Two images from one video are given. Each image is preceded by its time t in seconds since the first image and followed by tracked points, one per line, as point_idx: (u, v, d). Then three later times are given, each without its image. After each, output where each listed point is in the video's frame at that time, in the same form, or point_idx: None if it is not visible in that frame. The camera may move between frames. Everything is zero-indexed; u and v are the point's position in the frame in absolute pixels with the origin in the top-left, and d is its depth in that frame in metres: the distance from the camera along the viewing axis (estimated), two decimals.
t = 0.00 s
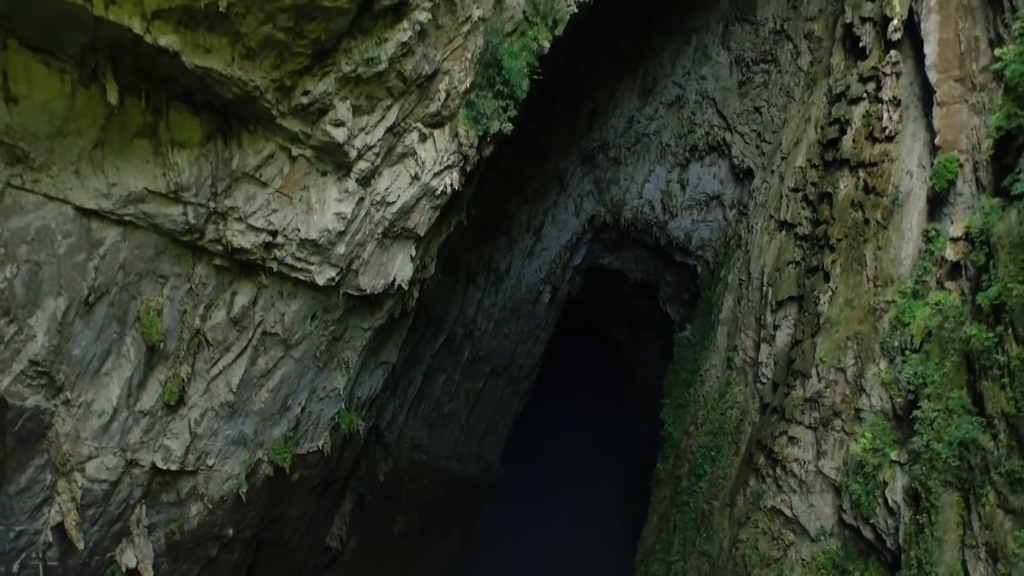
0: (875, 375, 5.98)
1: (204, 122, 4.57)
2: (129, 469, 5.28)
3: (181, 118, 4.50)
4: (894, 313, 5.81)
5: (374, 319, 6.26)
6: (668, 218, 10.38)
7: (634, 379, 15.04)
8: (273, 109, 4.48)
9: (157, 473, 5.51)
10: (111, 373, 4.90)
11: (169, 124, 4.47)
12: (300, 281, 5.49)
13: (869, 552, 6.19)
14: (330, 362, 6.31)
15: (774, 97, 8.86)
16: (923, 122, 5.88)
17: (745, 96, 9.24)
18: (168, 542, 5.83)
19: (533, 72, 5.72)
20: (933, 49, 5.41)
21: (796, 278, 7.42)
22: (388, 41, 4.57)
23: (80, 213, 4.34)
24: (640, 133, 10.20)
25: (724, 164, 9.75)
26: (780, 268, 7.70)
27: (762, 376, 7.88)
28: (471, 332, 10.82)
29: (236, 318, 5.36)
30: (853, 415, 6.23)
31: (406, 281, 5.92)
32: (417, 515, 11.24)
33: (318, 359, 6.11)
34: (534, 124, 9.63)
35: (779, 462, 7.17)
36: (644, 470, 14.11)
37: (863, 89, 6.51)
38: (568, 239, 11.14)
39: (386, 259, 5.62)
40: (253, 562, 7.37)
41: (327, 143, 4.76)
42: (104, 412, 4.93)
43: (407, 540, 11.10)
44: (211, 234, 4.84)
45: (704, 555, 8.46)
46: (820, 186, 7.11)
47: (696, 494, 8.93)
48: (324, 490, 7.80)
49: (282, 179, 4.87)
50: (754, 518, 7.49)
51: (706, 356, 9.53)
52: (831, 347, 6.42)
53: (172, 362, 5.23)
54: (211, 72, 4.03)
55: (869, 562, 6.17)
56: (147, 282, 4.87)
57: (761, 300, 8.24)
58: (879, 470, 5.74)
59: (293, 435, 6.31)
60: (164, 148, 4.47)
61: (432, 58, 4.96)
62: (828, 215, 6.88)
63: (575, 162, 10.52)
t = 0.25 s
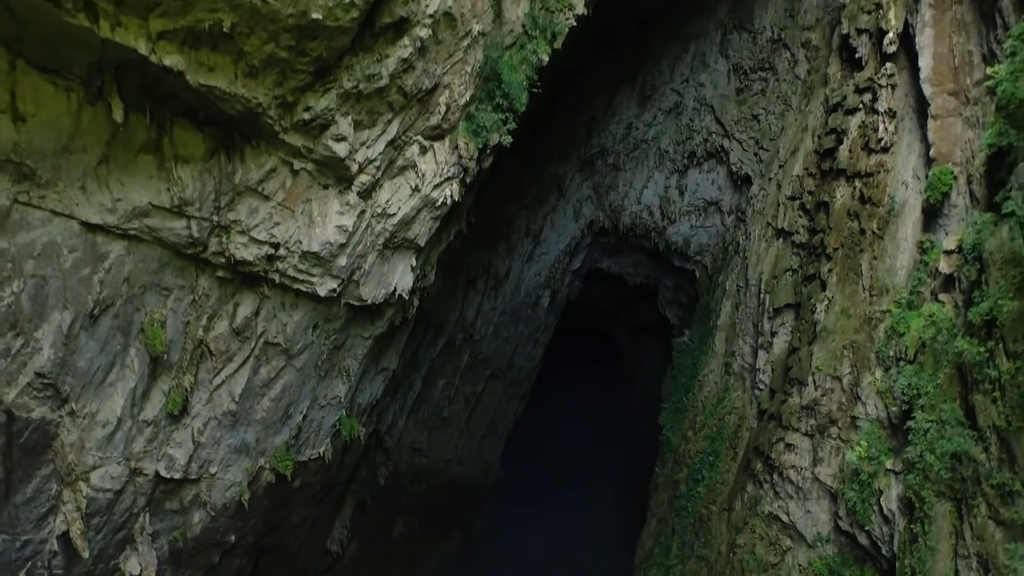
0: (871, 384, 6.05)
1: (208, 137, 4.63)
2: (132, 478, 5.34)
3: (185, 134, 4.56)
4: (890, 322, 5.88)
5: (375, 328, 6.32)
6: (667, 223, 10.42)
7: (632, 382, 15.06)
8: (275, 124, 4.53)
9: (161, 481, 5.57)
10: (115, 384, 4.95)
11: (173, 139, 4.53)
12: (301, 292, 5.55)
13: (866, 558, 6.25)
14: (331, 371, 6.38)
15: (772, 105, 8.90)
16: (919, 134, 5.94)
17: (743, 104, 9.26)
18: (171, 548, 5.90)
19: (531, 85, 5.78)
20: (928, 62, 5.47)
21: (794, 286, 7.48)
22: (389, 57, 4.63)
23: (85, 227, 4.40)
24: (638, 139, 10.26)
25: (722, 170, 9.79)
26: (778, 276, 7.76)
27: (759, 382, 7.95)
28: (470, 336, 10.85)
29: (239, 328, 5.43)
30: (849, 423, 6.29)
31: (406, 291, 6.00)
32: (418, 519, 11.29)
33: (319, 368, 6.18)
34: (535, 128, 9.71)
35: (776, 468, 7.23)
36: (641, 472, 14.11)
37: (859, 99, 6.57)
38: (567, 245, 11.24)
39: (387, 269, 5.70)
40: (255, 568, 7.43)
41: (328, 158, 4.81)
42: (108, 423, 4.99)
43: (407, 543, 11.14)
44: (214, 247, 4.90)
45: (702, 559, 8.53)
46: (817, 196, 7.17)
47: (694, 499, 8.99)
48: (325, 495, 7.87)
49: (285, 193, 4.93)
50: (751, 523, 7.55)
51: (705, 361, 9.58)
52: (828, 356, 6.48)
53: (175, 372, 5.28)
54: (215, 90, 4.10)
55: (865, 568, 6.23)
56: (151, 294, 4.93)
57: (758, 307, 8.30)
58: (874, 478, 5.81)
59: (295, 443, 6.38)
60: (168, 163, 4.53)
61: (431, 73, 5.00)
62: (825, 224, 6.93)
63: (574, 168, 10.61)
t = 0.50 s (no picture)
0: (866, 394, 6.13)
1: (211, 153, 4.70)
2: (137, 487, 5.40)
3: (189, 151, 4.63)
4: (885, 332, 5.95)
5: (376, 338, 6.40)
6: (665, 229, 10.52)
7: (631, 385, 15.09)
8: (277, 141, 4.58)
9: (165, 490, 5.63)
10: (120, 396, 5.03)
11: (178, 157, 4.60)
12: (304, 304, 5.64)
13: (860, 565, 6.32)
14: (332, 380, 6.45)
15: (769, 113, 9.01)
16: (914, 147, 6.02)
17: (741, 112, 9.37)
18: (175, 556, 5.96)
19: (531, 98, 5.85)
20: (922, 77, 5.51)
21: (790, 294, 7.55)
22: (390, 75, 4.71)
23: (92, 244, 4.48)
24: (636, 146, 10.29)
25: (720, 177, 9.89)
26: (775, 284, 7.83)
27: (757, 389, 8.02)
28: (470, 341, 10.88)
29: (242, 340, 5.50)
30: (844, 432, 6.37)
31: (406, 301, 6.08)
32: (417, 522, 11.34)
33: (321, 378, 6.26)
34: (535, 139, 9.63)
35: (773, 475, 7.30)
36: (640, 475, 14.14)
37: (855, 111, 6.64)
38: (566, 250, 11.19)
39: (388, 281, 5.77)
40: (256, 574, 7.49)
41: (331, 173, 4.89)
42: (114, 434, 5.06)
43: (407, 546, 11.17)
44: (218, 262, 4.97)
45: (700, 564, 8.60)
46: (814, 206, 7.24)
47: (692, 504, 9.06)
48: (325, 501, 7.93)
49: (287, 208, 4.99)
50: (748, 529, 7.62)
51: (703, 367, 9.66)
52: (824, 365, 6.56)
53: (179, 384, 5.35)
54: (220, 110, 4.17)
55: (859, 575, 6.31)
56: (156, 307, 5.01)
57: (756, 314, 8.38)
58: (869, 487, 5.89)
59: (297, 452, 6.45)
60: (174, 180, 4.61)
61: (432, 89, 5.06)
62: (821, 234, 7.01)
63: (573, 174, 10.54)
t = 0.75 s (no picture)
0: (862, 402, 6.20)
1: (215, 168, 4.77)
2: (141, 495, 5.43)
3: (192, 166, 4.69)
4: (881, 340, 6.00)
5: (377, 346, 6.46)
6: (663, 234, 10.51)
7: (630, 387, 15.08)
8: (280, 156, 4.64)
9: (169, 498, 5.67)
10: (125, 406, 5.09)
11: (181, 171, 4.66)
12: (306, 314, 5.70)
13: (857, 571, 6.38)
14: (334, 388, 6.52)
15: (767, 121, 9.14)
16: (908, 157, 6.10)
17: (739, 119, 9.48)
18: (178, 562, 5.99)
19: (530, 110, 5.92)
20: (917, 90, 5.59)
21: (788, 301, 7.62)
22: (391, 90, 4.77)
23: (97, 258, 4.54)
24: (635, 152, 10.31)
25: (719, 183, 9.98)
26: (772, 291, 7.90)
27: (754, 395, 8.08)
28: (469, 345, 10.90)
29: (245, 350, 5.56)
30: (841, 439, 6.45)
31: (407, 310, 6.13)
32: (416, 524, 11.33)
33: (323, 386, 6.32)
34: (533, 147, 9.69)
35: (770, 480, 7.37)
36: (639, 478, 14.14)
37: (851, 121, 6.71)
38: (566, 254, 11.10)
39: (389, 291, 5.82)
40: None
41: (332, 187, 4.95)
42: (119, 443, 5.12)
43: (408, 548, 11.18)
44: (221, 274, 5.02)
45: (699, 568, 8.67)
46: (811, 214, 7.31)
47: (690, 508, 9.12)
48: (327, 506, 7.99)
49: (290, 221, 5.04)
50: (746, 534, 7.68)
51: (701, 371, 9.72)
52: (820, 373, 6.63)
53: (182, 393, 5.41)
54: (223, 126, 4.22)
55: None
56: (160, 319, 5.07)
57: (753, 321, 8.44)
58: (865, 494, 5.95)
59: (299, 460, 6.52)
60: (177, 194, 4.67)
61: (432, 102, 5.12)
62: (818, 243, 7.07)
63: (573, 179, 10.53)
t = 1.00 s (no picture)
0: (857, 411, 6.27)
1: (218, 184, 4.83)
2: (145, 505, 5.48)
3: (196, 182, 4.75)
4: (877, 351, 6.07)
5: (377, 355, 6.54)
6: (662, 240, 10.57)
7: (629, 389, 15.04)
8: (282, 172, 4.71)
9: (173, 507, 5.70)
10: (129, 417, 5.16)
11: (185, 187, 4.73)
12: (307, 325, 5.77)
13: None
14: (335, 397, 6.59)
15: (764, 129, 9.21)
16: (904, 169, 6.17)
17: (737, 127, 9.53)
18: (182, 570, 6.01)
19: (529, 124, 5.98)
20: (911, 104, 5.66)
21: (784, 309, 7.69)
22: (392, 106, 4.85)
23: (102, 273, 4.62)
24: (633, 158, 10.37)
25: (716, 191, 10.01)
26: (769, 299, 7.97)
27: (752, 401, 8.14)
28: (469, 350, 10.85)
29: (247, 361, 5.64)
30: (836, 448, 6.53)
31: (407, 319, 6.20)
32: (417, 528, 11.28)
33: (324, 395, 6.39)
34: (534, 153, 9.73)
35: (767, 487, 7.43)
36: (638, 482, 14.13)
37: (846, 132, 6.79)
38: (564, 259, 11.15)
39: (389, 301, 5.89)
40: None
41: (334, 202, 5.03)
42: (123, 454, 5.18)
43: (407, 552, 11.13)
44: (225, 287, 5.09)
45: (696, 573, 8.74)
46: (808, 223, 7.38)
47: (688, 513, 9.19)
48: (328, 512, 8.06)
49: (292, 235, 5.11)
50: (743, 539, 7.74)
51: (698, 377, 9.78)
52: (816, 382, 6.70)
53: (186, 404, 5.48)
54: (226, 145, 4.29)
55: None
56: (164, 331, 5.13)
57: (750, 328, 8.51)
58: (860, 502, 6.03)
59: (301, 468, 6.59)
60: (181, 210, 4.73)
61: (432, 117, 5.19)
62: (814, 252, 7.15)
63: (572, 185, 10.58)
